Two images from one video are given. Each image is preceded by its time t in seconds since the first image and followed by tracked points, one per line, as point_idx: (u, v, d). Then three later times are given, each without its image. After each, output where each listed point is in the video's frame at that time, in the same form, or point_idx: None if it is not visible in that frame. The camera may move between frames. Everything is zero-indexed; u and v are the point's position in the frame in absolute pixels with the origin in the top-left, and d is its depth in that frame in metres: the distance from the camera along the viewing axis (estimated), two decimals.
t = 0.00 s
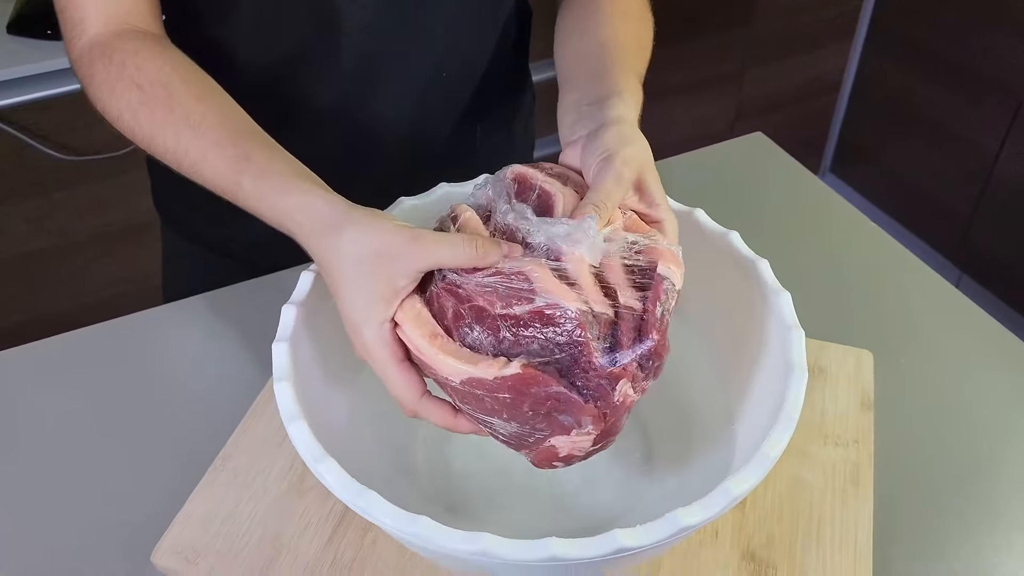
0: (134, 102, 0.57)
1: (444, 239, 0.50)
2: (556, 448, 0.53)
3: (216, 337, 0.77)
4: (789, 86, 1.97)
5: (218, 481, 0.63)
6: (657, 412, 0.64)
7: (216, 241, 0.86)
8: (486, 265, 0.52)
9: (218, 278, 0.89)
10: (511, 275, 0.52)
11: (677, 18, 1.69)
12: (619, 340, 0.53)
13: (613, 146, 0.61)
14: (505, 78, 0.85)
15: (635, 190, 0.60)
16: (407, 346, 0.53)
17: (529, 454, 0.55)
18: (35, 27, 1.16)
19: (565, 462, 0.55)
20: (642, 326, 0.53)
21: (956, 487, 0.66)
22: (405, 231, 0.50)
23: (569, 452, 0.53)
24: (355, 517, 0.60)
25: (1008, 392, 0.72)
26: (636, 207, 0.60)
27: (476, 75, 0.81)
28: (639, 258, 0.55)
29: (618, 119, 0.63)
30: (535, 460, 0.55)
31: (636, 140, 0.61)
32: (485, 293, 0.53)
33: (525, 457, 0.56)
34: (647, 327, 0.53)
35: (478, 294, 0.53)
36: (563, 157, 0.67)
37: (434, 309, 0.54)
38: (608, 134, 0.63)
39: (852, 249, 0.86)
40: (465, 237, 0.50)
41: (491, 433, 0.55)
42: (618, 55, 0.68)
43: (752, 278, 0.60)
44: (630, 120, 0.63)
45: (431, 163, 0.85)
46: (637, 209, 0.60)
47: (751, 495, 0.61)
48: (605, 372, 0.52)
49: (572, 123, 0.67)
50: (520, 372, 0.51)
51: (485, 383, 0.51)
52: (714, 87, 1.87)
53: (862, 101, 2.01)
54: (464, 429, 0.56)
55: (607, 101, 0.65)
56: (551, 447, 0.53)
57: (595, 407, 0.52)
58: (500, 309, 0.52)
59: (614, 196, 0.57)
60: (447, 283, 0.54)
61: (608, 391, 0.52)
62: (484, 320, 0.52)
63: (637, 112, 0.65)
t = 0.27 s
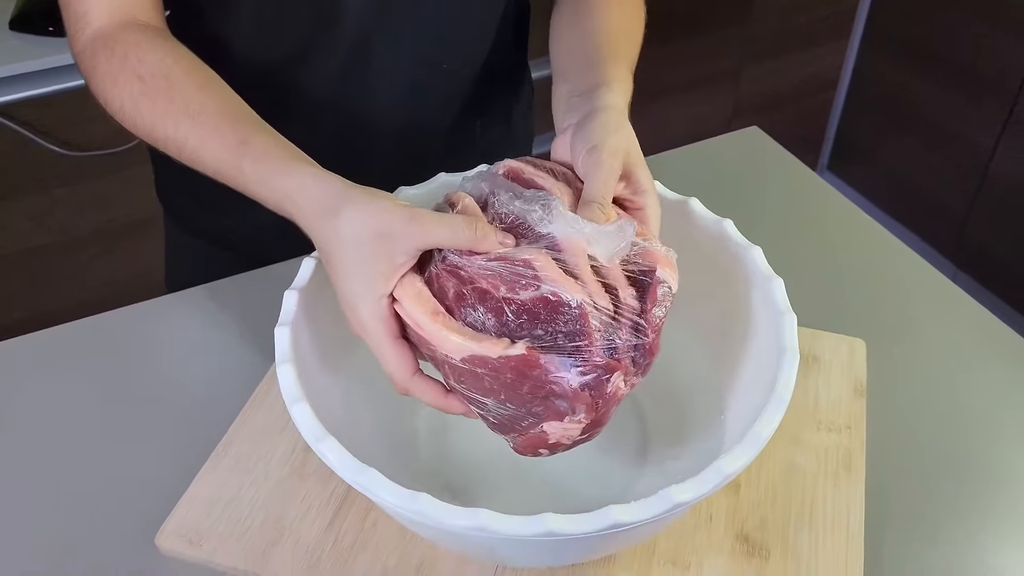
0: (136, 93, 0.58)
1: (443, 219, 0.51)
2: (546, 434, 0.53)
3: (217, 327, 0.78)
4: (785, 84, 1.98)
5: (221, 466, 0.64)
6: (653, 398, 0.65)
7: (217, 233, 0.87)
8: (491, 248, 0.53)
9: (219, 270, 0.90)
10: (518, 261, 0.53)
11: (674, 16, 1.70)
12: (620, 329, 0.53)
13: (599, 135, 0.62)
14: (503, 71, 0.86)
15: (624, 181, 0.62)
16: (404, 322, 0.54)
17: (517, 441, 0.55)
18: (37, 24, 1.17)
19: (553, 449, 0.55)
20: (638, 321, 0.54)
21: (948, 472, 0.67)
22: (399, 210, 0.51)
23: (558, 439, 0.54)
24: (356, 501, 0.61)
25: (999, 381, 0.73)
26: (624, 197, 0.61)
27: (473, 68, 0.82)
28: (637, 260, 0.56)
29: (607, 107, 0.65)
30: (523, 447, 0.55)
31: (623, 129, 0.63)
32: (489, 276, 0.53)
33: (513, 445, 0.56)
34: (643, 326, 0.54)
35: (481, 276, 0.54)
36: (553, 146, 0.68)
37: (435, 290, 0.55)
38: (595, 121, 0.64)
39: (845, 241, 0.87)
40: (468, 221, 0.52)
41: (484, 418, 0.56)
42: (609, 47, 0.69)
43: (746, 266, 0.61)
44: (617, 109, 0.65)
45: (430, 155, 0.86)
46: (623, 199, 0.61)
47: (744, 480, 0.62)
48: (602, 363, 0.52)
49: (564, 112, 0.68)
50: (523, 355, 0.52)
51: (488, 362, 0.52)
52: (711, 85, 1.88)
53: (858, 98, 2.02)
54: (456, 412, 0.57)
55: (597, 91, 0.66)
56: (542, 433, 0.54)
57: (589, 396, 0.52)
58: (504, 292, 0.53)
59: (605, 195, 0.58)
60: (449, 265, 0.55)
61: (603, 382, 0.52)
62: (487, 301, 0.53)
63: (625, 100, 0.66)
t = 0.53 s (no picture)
0: (140, 76, 0.59)
1: (447, 187, 0.53)
2: (529, 407, 0.55)
3: (222, 317, 0.80)
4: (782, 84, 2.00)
5: (226, 450, 0.65)
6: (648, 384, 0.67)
7: (221, 225, 0.88)
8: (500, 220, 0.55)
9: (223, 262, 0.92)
10: (523, 237, 0.55)
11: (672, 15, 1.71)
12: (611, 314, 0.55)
13: (607, 133, 0.64)
14: (502, 65, 0.88)
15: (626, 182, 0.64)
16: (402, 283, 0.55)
17: (497, 411, 0.57)
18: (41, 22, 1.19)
19: (533, 423, 0.57)
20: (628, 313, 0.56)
21: (936, 458, 0.68)
22: (388, 173, 0.53)
23: (540, 412, 0.55)
24: (358, 483, 0.63)
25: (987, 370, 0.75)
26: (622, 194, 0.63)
27: (473, 63, 0.84)
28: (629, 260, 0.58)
29: (610, 104, 0.66)
30: (503, 417, 0.57)
31: (629, 130, 0.64)
32: (492, 245, 0.55)
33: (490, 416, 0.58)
34: (631, 317, 0.56)
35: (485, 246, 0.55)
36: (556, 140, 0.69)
37: (436, 254, 0.56)
38: (602, 117, 0.65)
39: (838, 235, 0.89)
40: (462, 188, 0.53)
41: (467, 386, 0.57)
42: (609, 43, 0.71)
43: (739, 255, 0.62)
44: (621, 106, 0.66)
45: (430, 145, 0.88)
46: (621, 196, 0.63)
47: (737, 464, 0.63)
48: (590, 346, 0.54)
49: (567, 107, 0.69)
50: (526, 323, 0.53)
51: (488, 327, 0.53)
52: (709, 84, 1.89)
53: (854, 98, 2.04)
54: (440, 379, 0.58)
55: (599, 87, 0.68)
56: (527, 406, 0.55)
57: (574, 376, 0.54)
58: (507, 262, 0.55)
59: (616, 202, 0.60)
60: (454, 230, 0.56)
61: (588, 365, 0.55)
62: (488, 271, 0.55)
63: (627, 95, 0.67)
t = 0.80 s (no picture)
0: (148, 76, 0.61)
1: (437, 187, 0.53)
2: (537, 394, 0.57)
3: (227, 310, 0.82)
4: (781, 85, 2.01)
5: (230, 437, 0.67)
6: (643, 374, 0.68)
7: (225, 220, 0.90)
8: (495, 214, 0.57)
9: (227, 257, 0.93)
10: (516, 228, 0.57)
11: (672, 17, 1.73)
12: (611, 298, 0.56)
13: (605, 119, 0.65)
14: (502, 66, 0.90)
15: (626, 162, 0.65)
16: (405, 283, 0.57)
17: (507, 399, 0.59)
18: (47, 22, 1.20)
19: (544, 408, 0.59)
20: (631, 289, 0.57)
21: (928, 447, 0.70)
22: (387, 177, 0.54)
23: (550, 399, 0.57)
24: (360, 469, 0.64)
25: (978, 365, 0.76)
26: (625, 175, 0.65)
27: (475, 61, 0.85)
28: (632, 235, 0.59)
29: (610, 95, 0.68)
30: (514, 405, 0.59)
31: (627, 115, 0.66)
32: (489, 239, 0.57)
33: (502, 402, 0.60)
34: (635, 294, 0.58)
35: (479, 240, 0.57)
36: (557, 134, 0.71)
37: (436, 251, 0.57)
38: (602, 108, 0.67)
39: (832, 233, 0.91)
40: (453, 187, 0.52)
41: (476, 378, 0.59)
42: (609, 38, 0.73)
43: (732, 245, 0.64)
44: (620, 97, 0.68)
45: (433, 143, 0.90)
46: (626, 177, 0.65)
47: (731, 453, 0.65)
48: (592, 328, 0.55)
49: (569, 102, 0.71)
50: (521, 315, 0.55)
51: (486, 322, 0.55)
52: (709, 86, 1.91)
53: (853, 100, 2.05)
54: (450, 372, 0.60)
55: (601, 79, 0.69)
56: (534, 394, 0.57)
57: (579, 358, 0.56)
58: (503, 255, 0.56)
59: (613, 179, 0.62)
60: (451, 228, 0.58)
61: (593, 346, 0.56)
62: (485, 264, 0.56)
63: (626, 89, 0.69)
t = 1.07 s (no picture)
0: (158, 79, 0.62)
1: (421, 189, 0.54)
2: (556, 379, 0.57)
3: (230, 305, 0.83)
4: (781, 88, 2.03)
5: (232, 428, 0.68)
6: (640, 367, 0.69)
7: (229, 217, 0.91)
8: (500, 212, 0.58)
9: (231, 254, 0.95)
10: (520, 223, 0.58)
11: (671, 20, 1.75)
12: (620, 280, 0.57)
13: (606, 103, 0.67)
14: (503, 66, 0.91)
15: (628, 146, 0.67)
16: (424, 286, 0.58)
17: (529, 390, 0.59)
18: (52, 22, 1.21)
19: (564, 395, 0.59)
20: (638, 271, 0.58)
21: (922, 442, 0.71)
22: (381, 188, 0.55)
23: (570, 385, 0.58)
24: (360, 459, 0.65)
25: (973, 362, 0.77)
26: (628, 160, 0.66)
27: (476, 61, 0.87)
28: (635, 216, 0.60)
29: (612, 81, 0.69)
30: (536, 394, 0.59)
31: (627, 98, 0.68)
32: (495, 236, 0.57)
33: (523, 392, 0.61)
34: (643, 273, 0.58)
35: (487, 234, 0.58)
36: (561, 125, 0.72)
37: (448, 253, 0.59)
38: (603, 94, 0.68)
39: (828, 232, 0.92)
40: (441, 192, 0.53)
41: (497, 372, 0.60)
42: (609, 28, 0.74)
43: (727, 239, 0.65)
44: (622, 82, 0.69)
45: (435, 142, 0.91)
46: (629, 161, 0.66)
47: (726, 444, 0.66)
48: (604, 311, 0.56)
49: (571, 93, 0.72)
50: (532, 305, 0.56)
51: (498, 316, 0.56)
52: (708, 88, 1.92)
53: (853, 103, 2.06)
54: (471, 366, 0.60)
55: (601, 68, 0.71)
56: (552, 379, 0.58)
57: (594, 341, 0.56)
58: (509, 250, 0.57)
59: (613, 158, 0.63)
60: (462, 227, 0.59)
61: (607, 328, 0.56)
62: (494, 259, 0.57)
63: (626, 75, 0.70)
